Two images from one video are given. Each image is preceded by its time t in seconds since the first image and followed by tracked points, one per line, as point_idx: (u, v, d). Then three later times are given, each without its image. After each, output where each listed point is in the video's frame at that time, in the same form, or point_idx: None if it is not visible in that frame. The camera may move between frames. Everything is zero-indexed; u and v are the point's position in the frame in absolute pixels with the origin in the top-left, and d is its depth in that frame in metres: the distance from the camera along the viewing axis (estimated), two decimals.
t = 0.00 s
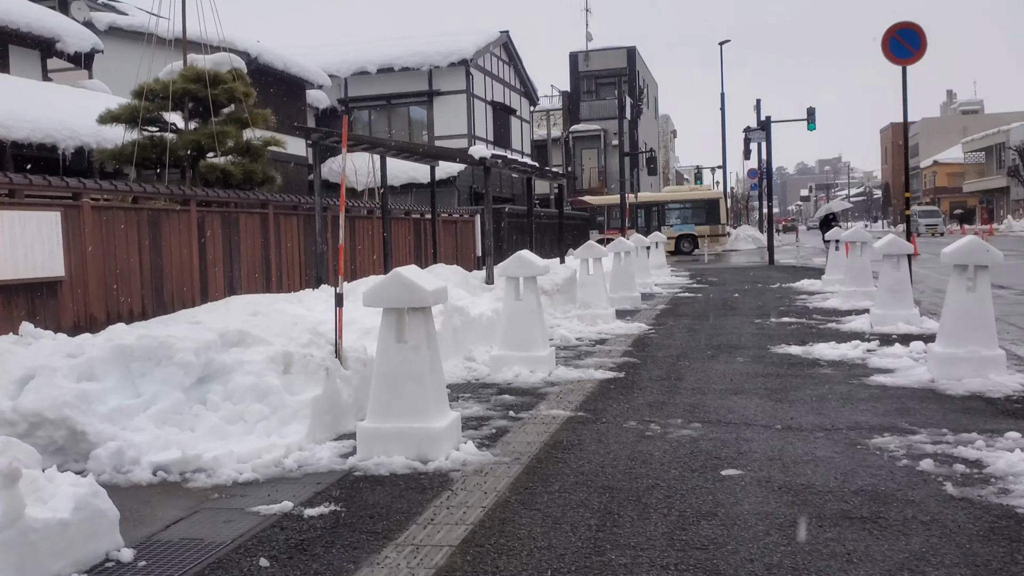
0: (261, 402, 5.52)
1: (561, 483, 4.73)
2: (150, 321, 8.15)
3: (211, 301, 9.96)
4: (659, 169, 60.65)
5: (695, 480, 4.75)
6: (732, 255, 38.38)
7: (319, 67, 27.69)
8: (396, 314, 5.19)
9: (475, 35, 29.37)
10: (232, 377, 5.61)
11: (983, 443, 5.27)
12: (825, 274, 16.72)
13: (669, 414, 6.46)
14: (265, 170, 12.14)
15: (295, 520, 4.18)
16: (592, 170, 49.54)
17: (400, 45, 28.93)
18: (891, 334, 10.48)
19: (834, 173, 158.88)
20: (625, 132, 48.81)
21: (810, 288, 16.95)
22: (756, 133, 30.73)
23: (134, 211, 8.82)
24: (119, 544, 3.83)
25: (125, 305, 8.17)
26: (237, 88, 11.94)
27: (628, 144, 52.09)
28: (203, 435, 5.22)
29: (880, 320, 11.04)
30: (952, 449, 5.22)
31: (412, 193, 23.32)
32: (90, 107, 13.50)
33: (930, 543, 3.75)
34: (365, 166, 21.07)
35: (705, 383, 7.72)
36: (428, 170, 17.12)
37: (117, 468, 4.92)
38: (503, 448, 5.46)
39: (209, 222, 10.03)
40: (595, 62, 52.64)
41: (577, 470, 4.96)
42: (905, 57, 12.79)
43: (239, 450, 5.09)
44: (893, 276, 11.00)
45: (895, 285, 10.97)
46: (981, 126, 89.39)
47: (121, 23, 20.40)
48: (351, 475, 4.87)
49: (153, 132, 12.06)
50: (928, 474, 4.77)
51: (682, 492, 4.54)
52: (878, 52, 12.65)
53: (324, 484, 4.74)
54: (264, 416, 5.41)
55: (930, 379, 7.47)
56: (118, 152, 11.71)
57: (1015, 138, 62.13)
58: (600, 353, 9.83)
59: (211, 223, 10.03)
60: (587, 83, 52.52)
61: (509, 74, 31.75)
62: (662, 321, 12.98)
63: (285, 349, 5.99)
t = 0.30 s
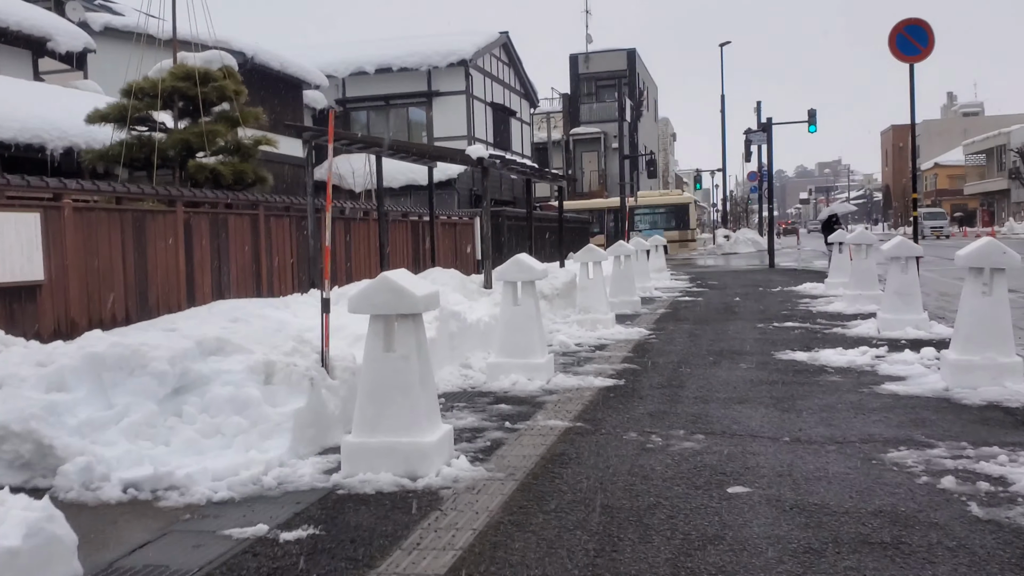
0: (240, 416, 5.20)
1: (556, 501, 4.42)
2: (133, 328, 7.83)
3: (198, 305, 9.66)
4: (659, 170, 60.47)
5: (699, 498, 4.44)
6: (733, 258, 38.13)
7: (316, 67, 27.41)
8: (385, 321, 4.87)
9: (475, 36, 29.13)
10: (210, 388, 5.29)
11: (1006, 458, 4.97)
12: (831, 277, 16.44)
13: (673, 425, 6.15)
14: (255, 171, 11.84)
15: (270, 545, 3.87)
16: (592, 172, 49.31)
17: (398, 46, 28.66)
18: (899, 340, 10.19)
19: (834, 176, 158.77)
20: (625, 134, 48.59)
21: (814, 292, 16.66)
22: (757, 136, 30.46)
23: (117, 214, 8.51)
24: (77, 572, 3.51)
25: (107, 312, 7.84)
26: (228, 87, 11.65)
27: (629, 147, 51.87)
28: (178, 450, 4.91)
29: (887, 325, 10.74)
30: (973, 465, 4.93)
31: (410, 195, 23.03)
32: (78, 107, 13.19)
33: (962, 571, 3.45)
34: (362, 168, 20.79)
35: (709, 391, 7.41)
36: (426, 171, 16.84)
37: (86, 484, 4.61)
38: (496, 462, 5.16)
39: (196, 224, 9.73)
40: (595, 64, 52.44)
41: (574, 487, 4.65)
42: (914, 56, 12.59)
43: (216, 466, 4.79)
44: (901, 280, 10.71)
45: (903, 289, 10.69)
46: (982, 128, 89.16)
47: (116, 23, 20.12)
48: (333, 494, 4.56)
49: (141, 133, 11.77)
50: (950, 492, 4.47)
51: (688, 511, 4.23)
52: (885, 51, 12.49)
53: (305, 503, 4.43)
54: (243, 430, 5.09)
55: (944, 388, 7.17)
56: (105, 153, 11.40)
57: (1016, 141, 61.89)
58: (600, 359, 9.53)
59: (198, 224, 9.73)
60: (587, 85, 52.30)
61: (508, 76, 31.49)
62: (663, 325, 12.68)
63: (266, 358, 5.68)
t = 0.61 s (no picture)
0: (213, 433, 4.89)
1: (548, 528, 4.11)
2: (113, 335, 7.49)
3: (182, 310, 9.35)
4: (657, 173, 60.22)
5: (702, 523, 4.13)
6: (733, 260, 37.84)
7: (312, 68, 27.12)
8: (365, 333, 4.56)
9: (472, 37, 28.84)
10: (181, 403, 4.98)
11: None
12: (833, 281, 16.14)
13: (675, 439, 5.84)
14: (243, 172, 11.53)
15: None
16: (591, 174, 49.05)
17: (395, 47, 28.37)
18: (906, 347, 9.89)
19: (833, 178, 158.61)
20: (623, 136, 48.34)
21: (816, 296, 16.36)
22: (756, 138, 30.18)
23: (97, 215, 8.19)
24: None
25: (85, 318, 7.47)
26: (215, 86, 11.35)
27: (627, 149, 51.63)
28: (146, 469, 4.59)
29: (893, 332, 10.45)
30: (992, 487, 4.63)
31: (406, 197, 22.72)
32: (65, 107, 12.86)
33: None
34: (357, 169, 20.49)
35: (711, 402, 7.11)
36: (421, 172, 16.53)
37: (46, 507, 4.28)
38: (486, 483, 4.84)
39: (181, 227, 9.42)
40: (593, 66, 52.21)
41: (567, 511, 4.34)
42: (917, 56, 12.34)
43: (185, 487, 4.47)
44: (906, 285, 10.41)
45: (909, 295, 10.39)
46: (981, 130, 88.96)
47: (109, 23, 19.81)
48: (309, 519, 4.24)
49: (127, 133, 11.47)
50: (971, 518, 4.17)
51: (691, 540, 3.91)
52: (887, 51, 12.27)
53: (278, 530, 4.11)
54: (215, 448, 4.78)
55: (955, 400, 6.87)
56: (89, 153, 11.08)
57: (1014, 143, 61.67)
58: (598, 366, 9.23)
59: (182, 227, 9.42)
60: (586, 88, 52.06)
61: (506, 77, 31.21)
62: (662, 330, 12.38)
63: (242, 371, 5.36)
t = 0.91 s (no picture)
0: (178, 452, 4.57)
1: (536, 558, 3.79)
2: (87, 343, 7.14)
3: (162, 316, 9.02)
4: (655, 175, 59.90)
5: (702, 553, 3.82)
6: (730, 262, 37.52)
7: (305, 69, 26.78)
8: (341, 343, 4.26)
9: (467, 38, 28.53)
10: (145, 420, 4.66)
11: None
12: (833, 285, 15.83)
13: (673, 455, 5.53)
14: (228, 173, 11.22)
15: None
16: (587, 176, 48.75)
17: (390, 48, 28.04)
18: (910, 353, 9.58)
19: (831, 180, 158.57)
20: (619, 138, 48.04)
21: (816, 299, 16.05)
22: (753, 140, 29.88)
23: (71, 218, 7.84)
24: None
25: (57, 324, 7.07)
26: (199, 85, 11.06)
27: (624, 151, 51.34)
28: (105, 491, 4.26)
29: (896, 337, 10.15)
30: (1011, 511, 4.31)
31: (400, 199, 22.40)
32: (47, 107, 12.52)
33: None
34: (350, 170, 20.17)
35: (711, 414, 6.79)
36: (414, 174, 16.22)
37: None
38: (471, 505, 4.53)
39: (161, 230, 9.09)
40: (589, 68, 51.93)
41: (558, 538, 4.03)
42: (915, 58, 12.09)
43: (146, 511, 4.14)
44: (908, 289, 10.11)
45: (911, 299, 10.08)
46: (979, 132, 88.76)
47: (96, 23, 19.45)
48: (278, 548, 3.93)
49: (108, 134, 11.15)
50: (991, 546, 3.86)
51: (691, 572, 3.60)
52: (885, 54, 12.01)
53: (244, 560, 3.80)
54: (180, 469, 4.46)
55: (965, 412, 6.57)
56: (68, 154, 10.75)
57: (1008, 146, 61.42)
58: (594, 374, 8.91)
59: (162, 230, 9.09)
60: (582, 90, 51.74)
61: (501, 78, 30.91)
62: (659, 335, 12.06)
63: (212, 385, 5.04)
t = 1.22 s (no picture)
0: (142, 470, 4.27)
1: None
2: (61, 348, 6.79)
3: (142, 322, 8.71)
4: (650, 177, 59.61)
5: None
6: (726, 265, 37.30)
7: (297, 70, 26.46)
8: (316, 353, 3.97)
9: (461, 39, 28.25)
10: (108, 434, 4.35)
11: None
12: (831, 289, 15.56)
13: (671, 468, 5.24)
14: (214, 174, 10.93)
15: None
16: (582, 179, 48.47)
17: (383, 49, 27.74)
18: (913, 359, 9.30)
19: (826, 183, 158.60)
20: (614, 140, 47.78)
21: (815, 304, 15.78)
22: (749, 142, 29.65)
23: (47, 219, 7.51)
24: None
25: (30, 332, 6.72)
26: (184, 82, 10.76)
27: (619, 154, 51.09)
28: (63, 512, 3.95)
29: (898, 342, 9.88)
30: None
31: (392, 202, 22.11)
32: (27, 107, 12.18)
33: None
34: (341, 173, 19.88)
35: (711, 424, 6.50)
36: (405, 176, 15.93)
37: None
38: (455, 526, 4.24)
39: (141, 233, 8.79)
40: (584, 70, 51.67)
41: (548, 564, 3.73)
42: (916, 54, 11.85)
43: (105, 535, 3.83)
44: (910, 292, 9.83)
45: (913, 303, 9.80)
46: (974, 135, 88.72)
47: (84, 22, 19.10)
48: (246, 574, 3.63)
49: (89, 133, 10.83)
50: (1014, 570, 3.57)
51: None
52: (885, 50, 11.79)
53: None
54: (143, 488, 4.17)
55: (975, 421, 6.29)
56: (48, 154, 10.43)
57: (1002, 149, 61.33)
58: (588, 382, 8.62)
59: (143, 232, 8.79)
60: (577, 92, 51.46)
61: (496, 80, 30.66)
62: (655, 340, 11.77)
63: (181, 396, 4.74)
